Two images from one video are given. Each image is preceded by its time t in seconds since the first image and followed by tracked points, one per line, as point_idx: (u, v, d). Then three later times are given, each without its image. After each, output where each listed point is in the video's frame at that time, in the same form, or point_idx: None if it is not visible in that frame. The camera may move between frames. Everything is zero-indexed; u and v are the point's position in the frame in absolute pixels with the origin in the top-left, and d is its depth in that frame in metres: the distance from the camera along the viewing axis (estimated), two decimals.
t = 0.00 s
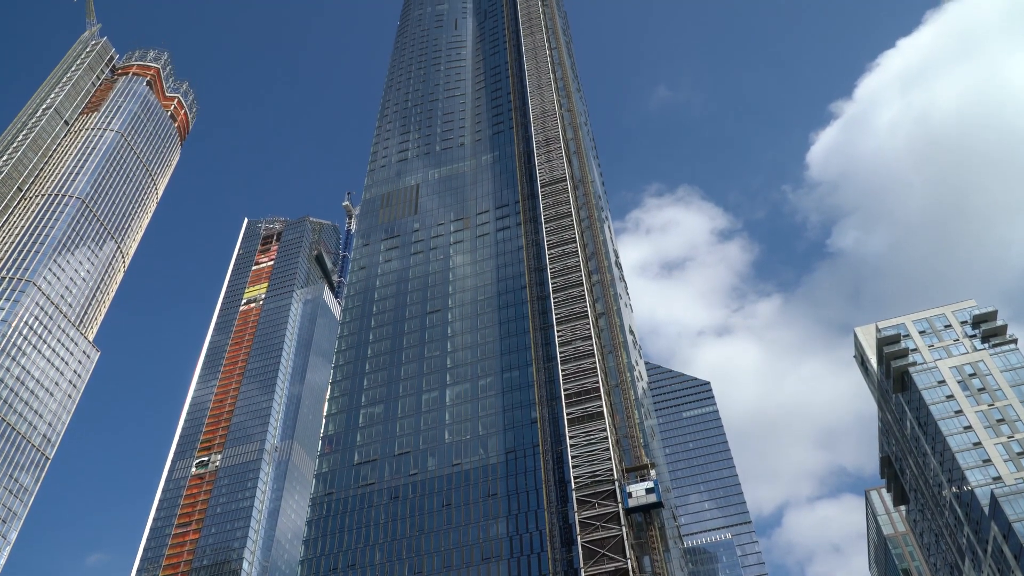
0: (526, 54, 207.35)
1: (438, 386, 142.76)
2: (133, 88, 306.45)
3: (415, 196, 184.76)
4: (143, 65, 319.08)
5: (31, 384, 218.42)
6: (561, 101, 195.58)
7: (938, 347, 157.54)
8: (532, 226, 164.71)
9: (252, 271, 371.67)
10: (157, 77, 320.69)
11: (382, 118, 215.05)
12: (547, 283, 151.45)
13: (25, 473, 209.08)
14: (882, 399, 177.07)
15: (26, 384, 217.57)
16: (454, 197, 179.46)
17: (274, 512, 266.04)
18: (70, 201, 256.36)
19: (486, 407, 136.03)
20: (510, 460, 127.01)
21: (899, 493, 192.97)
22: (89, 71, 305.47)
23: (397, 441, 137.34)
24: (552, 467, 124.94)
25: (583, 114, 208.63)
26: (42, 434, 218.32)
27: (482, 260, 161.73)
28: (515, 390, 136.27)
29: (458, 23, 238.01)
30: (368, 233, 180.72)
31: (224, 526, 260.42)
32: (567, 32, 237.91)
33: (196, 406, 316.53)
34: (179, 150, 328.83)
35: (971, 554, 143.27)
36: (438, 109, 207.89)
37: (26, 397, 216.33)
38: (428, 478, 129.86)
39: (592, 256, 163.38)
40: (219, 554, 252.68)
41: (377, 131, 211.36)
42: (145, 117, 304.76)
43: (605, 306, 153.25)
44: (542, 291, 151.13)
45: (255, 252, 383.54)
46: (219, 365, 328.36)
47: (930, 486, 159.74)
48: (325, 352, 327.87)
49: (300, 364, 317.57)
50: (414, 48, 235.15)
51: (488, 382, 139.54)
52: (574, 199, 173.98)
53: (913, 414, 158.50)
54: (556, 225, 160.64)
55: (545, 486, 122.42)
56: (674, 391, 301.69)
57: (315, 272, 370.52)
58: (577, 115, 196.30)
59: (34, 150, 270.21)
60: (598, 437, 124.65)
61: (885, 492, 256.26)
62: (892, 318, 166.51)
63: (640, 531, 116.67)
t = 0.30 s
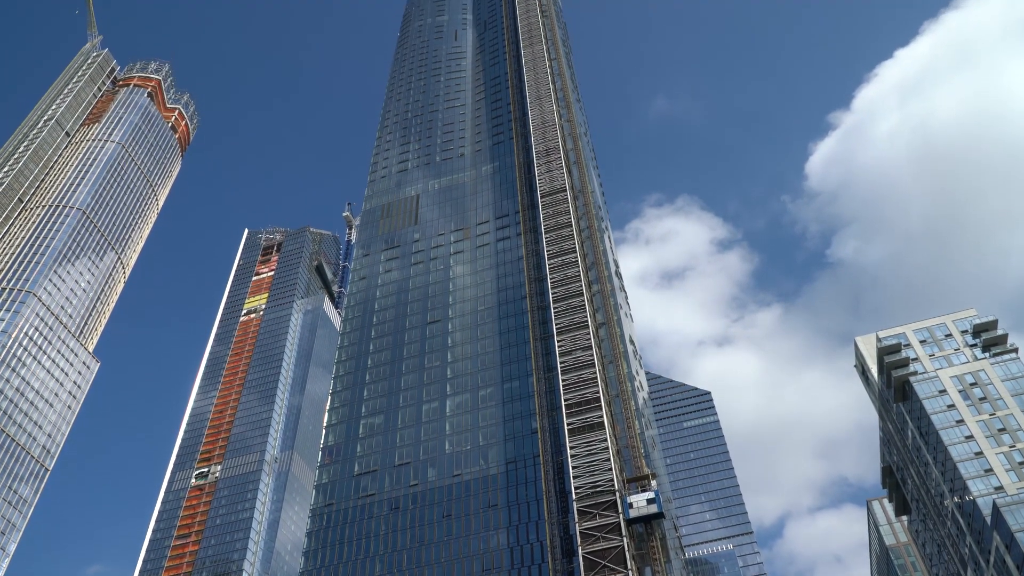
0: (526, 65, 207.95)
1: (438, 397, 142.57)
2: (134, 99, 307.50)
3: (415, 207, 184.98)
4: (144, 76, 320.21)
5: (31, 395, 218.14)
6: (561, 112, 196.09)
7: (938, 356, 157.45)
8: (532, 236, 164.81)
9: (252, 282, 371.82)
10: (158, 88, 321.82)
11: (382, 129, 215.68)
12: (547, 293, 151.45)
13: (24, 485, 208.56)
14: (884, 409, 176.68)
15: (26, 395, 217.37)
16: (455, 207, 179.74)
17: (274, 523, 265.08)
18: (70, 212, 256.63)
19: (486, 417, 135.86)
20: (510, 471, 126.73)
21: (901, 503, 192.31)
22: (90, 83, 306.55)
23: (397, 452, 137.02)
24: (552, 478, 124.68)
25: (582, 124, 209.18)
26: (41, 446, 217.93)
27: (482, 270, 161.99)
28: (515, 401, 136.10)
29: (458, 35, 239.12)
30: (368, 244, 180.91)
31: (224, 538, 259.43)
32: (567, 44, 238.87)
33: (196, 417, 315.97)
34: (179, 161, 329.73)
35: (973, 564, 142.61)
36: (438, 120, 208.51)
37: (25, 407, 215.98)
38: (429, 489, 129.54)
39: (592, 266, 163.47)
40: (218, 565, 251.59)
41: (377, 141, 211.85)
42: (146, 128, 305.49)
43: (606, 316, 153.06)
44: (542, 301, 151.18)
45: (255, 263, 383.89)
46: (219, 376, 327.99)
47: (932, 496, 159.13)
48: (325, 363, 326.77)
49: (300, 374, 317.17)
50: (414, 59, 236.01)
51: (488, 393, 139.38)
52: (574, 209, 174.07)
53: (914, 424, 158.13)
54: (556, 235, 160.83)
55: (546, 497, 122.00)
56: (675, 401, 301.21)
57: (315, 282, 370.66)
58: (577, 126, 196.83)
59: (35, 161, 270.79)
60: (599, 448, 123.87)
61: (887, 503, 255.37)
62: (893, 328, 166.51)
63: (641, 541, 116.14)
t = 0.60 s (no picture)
0: (526, 76, 208.67)
1: (438, 408, 142.39)
2: (135, 111, 308.51)
3: (415, 217, 185.22)
4: (145, 87, 321.36)
5: (30, 406, 217.84)
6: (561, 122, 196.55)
7: (940, 366, 157.28)
8: (533, 247, 164.79)
9: (252, 293, 372.00)
10: (159, 100, 322.94)
11: (383, 140, 216.24)
12: (547, 303, 151.48)
13: (23, 496, 208.00)
14: (885, 420, 176.17)
15: (26, 405, 217.09)
16: (455, 218, 179.95)
17: (273, 534, 264.08)
18: (71, 223, 256.94)
19: (487, 427, 135.60)
20: (511, 482, 126.40)
21: (903, 514, 191.66)
22: (92, 94, 307.59)
23: (397, 463, 136.72)
24: (553, 489, 124.15)
25: (582, 134, 209.60)
26: (41, 457, 217.47)
27: (482, 280, 162.11)
28: (515, 411, 135.86)
29: (458, 46, 240.16)
30: (369, 254, 181.08)
31: (223, 549, 258.48)
32: (566, 55, 239.85)
33: (196, 428, 315.37)
34: (180, 172, 330.51)
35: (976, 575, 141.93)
36: (439, 131, 209.03)
37: (25, 418, 215.69)
38: (429, 500, 129.18)
39: (593, 276, 163.43)
40: None
41: (377, 152, 212.33)
42: (147, 139, 306.33)
43: (606, 326, 152.97)
44: (543, 311, 151.19)
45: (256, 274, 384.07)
46: (220, 386, 327.57)
47: (934, 507, 158.57)
48: (325, 374, 329.50)
49: (300, 385, 316.77)
50: (414, 70, 236.89)
51: (488, 404, 139.16)
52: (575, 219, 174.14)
53: (915, 434, 157.74)
54: (556, 246, 161.01)
55: (547, 507, 121.54)
56: (676, 412, 300.81)
57: (316, 293, 370.73)
58: (577, 136, 197.26)
59: (36, 172, 271.39)
60: (600, 459, 123.65)
61: (889, 513, 254.46)
62: (893, 337, 166.41)
63: (642, 553, 115.92)
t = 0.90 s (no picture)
0: (526, 87, 209.19)
1: (439, 418, 142.12)
2: (137, 122, 309.33)
3: (415, 228, 185.38)
4: (147, 99, 322.45)
5: (30, 417, 217.51)
6: (561, 134, 196.54)
7: (941, 376, 157.01)
8: (533, 257, 164.86)
9: (253, 303, 372.01)
10: (160, 111, 323.95)
11: (383, 151, 216.64)
12: (548, 313, 151.46)
13: (22, 508, 207.21)
14: (887, 430, 175.45)
15: (24, 416, 216.65)
16: (455, 228, 180.17)
17: (273, 546, 262.84)
18: (72, 234, 257.20)
19: (487, 438, 135.32)
20: (511, 493, 125.93)
21: (906, 525, 190.73)
22: (94, 106, 308.56)
23: (398, 475, 136.27)
24: (553, 500, 124.02)
25: (582, 145, 209.89)
26: (40, 468, 216.81)
27: (483, 291, 162.17)
28: (515, 422, 135.58)
29: (458, 58, 241.06)
30: (369, 265, 181.13)
31: (222, 562, 257.35)
32: (566, 66, 240.74)
33: (195, 439, 314.64)
34: (181, 183, 331.02)
35: None
36: (439, 142, 209.51)
37: (24, 430, 215.19)
38: (429, 511, 128.63)
39: (593, 286, 163.18)
40: None
41: (378, 163, 212.72)
42: (148, 150, 307.03)
43: (607, 336, 152.88)
44: (543, 321, 151.16)
45: (256, 284, 384.16)
46: (220, 397, 327.09)
47: (936, 517, 157.87)
48: (325, 385, 328.19)
49: (301, 396, 316.30)
50: (415, 81, 237.61)
51: (489, 414, 138.91)
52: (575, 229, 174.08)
53: (917, 444, 157.24)
54: (556, 256, 160.95)
55: (547, 518, 121.10)
56: (677, 423, 300.19)
57: (316, 303, 370.88)
58: (577, 146, 197.41)
59: (37, 183, 271.89)
60: (601, 470, 123.19)
61: (891, 524, 253.59)
62: (894, 347, 166.32)
63: (643, 564, 115.50)
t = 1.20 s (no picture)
0: (526, 99, 209.69)
1: (438, 430, 141.71)
2: (137, 134, 309.96)
3: (415, 240, 185.43)
4: (147, 111, 323.44)
5: (28, 430, 216.97)
6: (560, 146, 196.59)
7: (941, 388, 156.82)
8: (533, 269, 164.75)
9: (252, 315, 371.85)
10: (160, 123, 324.69)
11: (383, 163, 216.98)
12: (547, 325, 151.21)
13: (19, 521, 206.21)
14: (887, 442, 174.93)
15: (22, 429, 216.05)
16: (455, 240, 180.30)
17: (271, 559, 261.50)
18: (72, 246, 257.26)
19: (487, 450, 134.83)
20: (511, 506, 125.39)
21: (907, 537, 189.87)
22: (94, 118, 309.28)
23: (397, 487, 135.66)
24: (553, 513, 123.45)
25: (582, 157, 210.17)
26: (37, 481, 215.96)
27: (483, 302, 162.02)
28: (515, 434, 135.10)
29: (459, 70, 241.97)
30: (369, 277, 181.07)
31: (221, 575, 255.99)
32: (566, 78, 241.59)
33: (194, 452, 313.75)
34: (181, 195, 331.26)
35: None
36: (439, 154, 209.90)
37: (21, 442, 214.53)
38: (429, 524, 128.03)
39: (593, 298, 162.74)
40: None
41: (378, 175, 213.06)
42: (149, 162, 307.55)
43: (606, 348, 152.59)
44: (543, 333, 150.95)
45: (256, 296, 384.10)
46: (219, 410, 326.36)
47: (938, 530, 157.15)
48: (325, 397, 327.83)
49: (300, 409, 315.67)
50: (415, 93, 238.38)
51: (489, 427, 138.49)
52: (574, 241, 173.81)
53: (918, 456, 156.80)
54: (556, 268, 160.62)
55: (548, 531, 120.52)
56: (677, 435, 299.44)
57: (316, 315, 370.82)
58: (577, 158, 197.49)
59: (38, 195, 272.19)
60: (601, 482, 122.64)
61: (892, 536, 252.66)
62: (894, 359, 166.20)
63: None
